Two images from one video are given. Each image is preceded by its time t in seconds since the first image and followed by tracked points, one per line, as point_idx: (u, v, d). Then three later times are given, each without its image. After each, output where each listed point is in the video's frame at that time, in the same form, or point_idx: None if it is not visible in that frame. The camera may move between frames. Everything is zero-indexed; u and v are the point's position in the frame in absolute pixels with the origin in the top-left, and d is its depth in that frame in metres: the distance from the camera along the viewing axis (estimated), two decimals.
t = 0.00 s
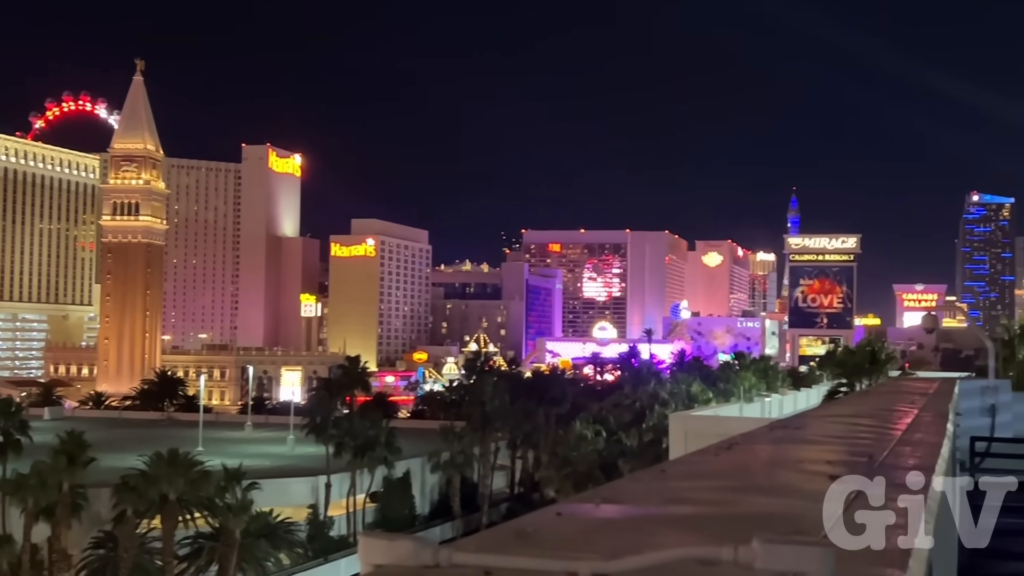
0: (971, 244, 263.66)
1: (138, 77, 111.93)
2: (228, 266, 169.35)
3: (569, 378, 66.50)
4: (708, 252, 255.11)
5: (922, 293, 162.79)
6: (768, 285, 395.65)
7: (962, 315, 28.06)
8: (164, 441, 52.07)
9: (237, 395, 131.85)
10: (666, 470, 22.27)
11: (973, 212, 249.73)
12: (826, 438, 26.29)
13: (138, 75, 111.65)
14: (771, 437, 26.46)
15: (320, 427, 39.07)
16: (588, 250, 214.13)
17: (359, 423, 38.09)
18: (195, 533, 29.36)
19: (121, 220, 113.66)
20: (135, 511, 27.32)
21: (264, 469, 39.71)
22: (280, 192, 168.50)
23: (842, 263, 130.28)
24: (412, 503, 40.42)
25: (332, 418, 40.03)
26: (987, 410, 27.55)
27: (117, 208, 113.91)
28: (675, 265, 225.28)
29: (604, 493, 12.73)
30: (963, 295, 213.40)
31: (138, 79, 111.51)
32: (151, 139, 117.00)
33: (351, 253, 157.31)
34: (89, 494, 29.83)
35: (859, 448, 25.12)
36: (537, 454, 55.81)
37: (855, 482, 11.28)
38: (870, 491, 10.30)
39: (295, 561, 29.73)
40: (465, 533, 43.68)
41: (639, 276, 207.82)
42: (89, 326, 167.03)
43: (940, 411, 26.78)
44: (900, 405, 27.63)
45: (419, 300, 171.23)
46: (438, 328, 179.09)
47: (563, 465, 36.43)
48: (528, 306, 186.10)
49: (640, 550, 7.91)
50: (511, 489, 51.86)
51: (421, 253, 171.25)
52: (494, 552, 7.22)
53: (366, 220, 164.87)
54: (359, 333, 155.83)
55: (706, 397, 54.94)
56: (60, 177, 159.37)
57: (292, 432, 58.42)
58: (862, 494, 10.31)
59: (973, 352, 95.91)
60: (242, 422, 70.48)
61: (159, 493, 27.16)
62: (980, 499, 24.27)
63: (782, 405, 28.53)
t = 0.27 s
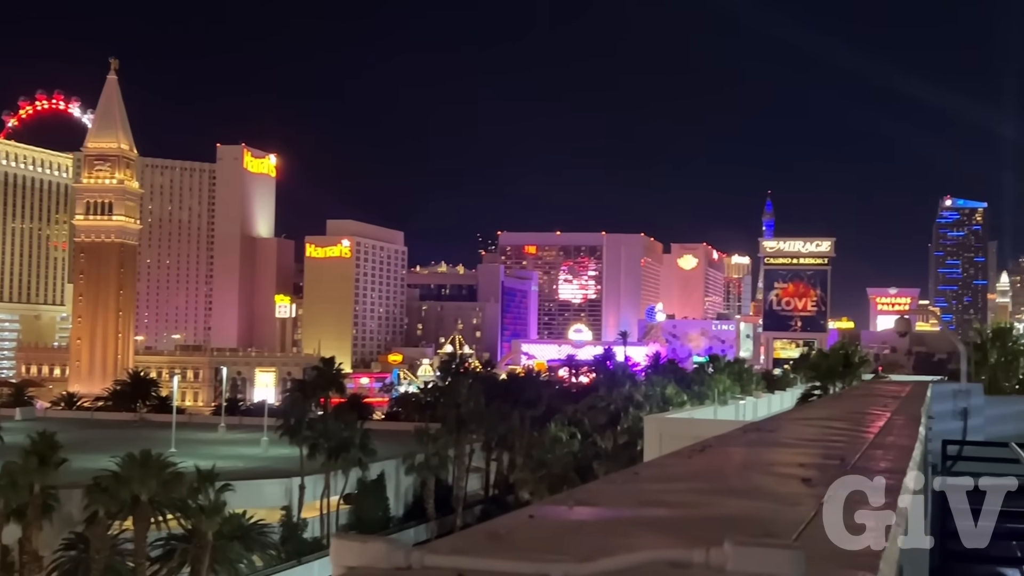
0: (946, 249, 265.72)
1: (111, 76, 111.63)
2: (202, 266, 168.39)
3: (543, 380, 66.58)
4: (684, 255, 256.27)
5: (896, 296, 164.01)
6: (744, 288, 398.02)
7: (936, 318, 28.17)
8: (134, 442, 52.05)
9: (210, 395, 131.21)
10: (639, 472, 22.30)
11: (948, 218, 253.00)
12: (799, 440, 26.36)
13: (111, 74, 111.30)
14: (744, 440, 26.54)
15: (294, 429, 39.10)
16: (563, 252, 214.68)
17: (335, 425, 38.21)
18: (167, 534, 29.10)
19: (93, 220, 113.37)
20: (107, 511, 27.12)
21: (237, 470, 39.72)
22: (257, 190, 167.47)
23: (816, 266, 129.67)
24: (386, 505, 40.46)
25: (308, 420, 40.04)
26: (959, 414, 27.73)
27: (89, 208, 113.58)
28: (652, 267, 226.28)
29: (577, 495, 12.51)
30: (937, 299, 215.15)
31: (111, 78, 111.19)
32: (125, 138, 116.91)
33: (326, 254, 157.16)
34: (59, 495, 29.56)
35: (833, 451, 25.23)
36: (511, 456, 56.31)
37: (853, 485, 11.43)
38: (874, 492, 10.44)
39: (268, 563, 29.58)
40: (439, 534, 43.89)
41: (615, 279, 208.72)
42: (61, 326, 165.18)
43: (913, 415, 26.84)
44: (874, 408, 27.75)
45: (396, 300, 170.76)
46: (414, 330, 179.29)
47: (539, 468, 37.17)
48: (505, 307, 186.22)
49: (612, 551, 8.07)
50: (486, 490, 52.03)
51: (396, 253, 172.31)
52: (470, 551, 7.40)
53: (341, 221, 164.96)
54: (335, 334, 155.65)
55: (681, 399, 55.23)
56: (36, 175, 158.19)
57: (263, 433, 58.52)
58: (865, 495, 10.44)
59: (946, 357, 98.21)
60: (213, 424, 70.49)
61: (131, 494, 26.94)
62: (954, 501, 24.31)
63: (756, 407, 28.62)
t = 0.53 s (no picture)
0: (917, 254, 268.82)
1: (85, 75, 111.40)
2: (177, 266, 168.26)
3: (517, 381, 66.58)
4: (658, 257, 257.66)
5: (869, 300, 165.96)
6: (717, 290, 400.67)
7: (909, 322, 28.20)
8: (108, 443, 52.81)
9: (184, 396, 130.54)
10: (613, 473, 22.03)
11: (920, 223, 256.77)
12: (772, 443, 26.46)
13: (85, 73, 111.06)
14: (717, 442, 26.52)
15: (267, 430, 39.52)
16: (538, 254, 215.60)
17: (308, 425, 38.84)
18: (139, 535, 28.93)
19: (66, 220, 113.07)
20: (79, 512, 26.99)
21: (211, 472, 40.00)
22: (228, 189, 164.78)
23: (791, 269, 130.74)
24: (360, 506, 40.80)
25: (282, 421, 40.41)
26: (930, 417, 27.83)
27: (62, 208, 113.22)
28: (626, 269, 227.79)
29: (548, 495, 11.94)
30: (908, 303, 217.83)
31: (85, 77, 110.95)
32: (98, 137, 117.35)
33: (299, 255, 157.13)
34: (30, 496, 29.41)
35: (805, 453, 25.32)
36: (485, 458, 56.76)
37: (850, 487, 11.57)
38: (873, 496, 10.54)
39: (240, 565, 29.38)
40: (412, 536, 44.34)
41: (590, 282, 209.90)
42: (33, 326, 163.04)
43: (885, 418, 26.93)
44: (846, 411, 27.87)
45: (371, 303, 170.50)
46: (389, 331, 179.58)
47: (513, 469, 38.54)
48: (480, 309, 186.44)
49: (584, 552, 7.42)
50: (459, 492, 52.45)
51: (370, 255, 173.20)
52: (445, 554, 6.64)
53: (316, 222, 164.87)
54: (310, 336, 155.62)
55: (655, 401, 55.74)
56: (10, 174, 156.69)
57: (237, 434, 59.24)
58: (862, 498, 10.54)
59: (917, 360, 103.96)
60: (188, 425, 71.13)
61: (103, 495, 26.87)
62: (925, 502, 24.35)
63: (729, 411, 28.67)
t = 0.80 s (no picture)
0: (890, 257, 271.23)
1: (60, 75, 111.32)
2: (149, 265, 168.02)
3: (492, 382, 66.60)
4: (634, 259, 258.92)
5: (843, 302, 167.55)
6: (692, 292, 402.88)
7: (881, 325, 28.37)
8: (82, 443, 53.43)
9: (156, 396, 129.94)
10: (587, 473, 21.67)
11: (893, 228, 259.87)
12: (745, 445, 26.51)
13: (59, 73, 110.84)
14: (691, 444, 26.46)
15: (241, 431, 40.18)
16: (514, 256, 216.44)
17: (282, 426, 39.99)
18: (111, 537, 28.81)
19: (39, 219, 113.06)
20: (50, 514, 26.86)
21: (185, 473, 40.62)
22: (202, 189, 162.88)
23: (765, 272, 131.86)
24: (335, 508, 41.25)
25: (257, 423, 41.06)
26: (903, 419, 27.99)
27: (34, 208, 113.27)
28: (602, 271, 229.00)
29: (522, 497, 11.50)
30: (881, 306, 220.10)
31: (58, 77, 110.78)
32: (71, 136, 117.42)
33: (274, 256, 157.32)
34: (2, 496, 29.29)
35: (778, 456, 25.36)
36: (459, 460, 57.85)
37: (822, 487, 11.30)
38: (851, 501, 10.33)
39: (213, 567, 29.16)
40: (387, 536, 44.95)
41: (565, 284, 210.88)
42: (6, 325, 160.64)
43: (857, 420, 27.06)
44: (818, 413, 28.01)
45: (345, 302, 171.43)
46: (364, 332, 179.75)
47: (487, 471, 40.15)
48: (455, 310, 186.53)
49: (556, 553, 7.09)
50: (434, 494, 52.99)
51: (345, 255, 173.72)
52: (421, 557, 6.42)
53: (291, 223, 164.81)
54: (283, 336, 155.48)
55: (629, 404, 56.25)
56: None
57: (212, 435, 59.77)
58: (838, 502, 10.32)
59: (890, 363, 106.36)
60: (161, 425, 71.60)
61: (74, 496, 26.90)
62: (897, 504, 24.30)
63: (704, 413, 28.77)
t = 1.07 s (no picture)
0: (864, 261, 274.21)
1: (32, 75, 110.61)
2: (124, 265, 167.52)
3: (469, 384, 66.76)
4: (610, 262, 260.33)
5: (816, 304, 171.65)
6: (667, 294, 405.65)
7: (855, 326, 28.46)
8: (54, 444, 53.55)
9: (130, 398, 129.29)
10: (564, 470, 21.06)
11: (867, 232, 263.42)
12: (719, 447, 26.49)
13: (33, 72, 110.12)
14: (666, 446, 26.37)
15: (215, 433, 40.57)
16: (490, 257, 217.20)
17: (255, 428, 40.44)
18: (83, 539, 28.56)
19: (12, 219, 112.44)
20: (21, 515, 26.52)
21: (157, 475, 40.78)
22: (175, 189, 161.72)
23: (740, 274, 134.34)
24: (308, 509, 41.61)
25: (230, 424, 41.41)
26: (876, 421, 28.19)
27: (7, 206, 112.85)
28: (578, 273, 230.17)
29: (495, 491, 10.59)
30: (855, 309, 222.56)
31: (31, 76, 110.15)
32: (45, 135, 117.28)
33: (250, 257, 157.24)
34: None
35: (752, 457, 25.30)
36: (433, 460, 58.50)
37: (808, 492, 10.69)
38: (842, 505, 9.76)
39: (187, 568, 29.01)
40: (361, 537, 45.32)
41: (541, 287, 212.77)
42: None
43: (831, 422, 27.06)
44: (792, 414, 28.07)
45: (320, 304, 172.13)
46: (339, 332, 179.86)
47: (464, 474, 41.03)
48: (430, 311, 186.53)
49: (531, 555, 6.22)
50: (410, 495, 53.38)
51: (321, 256, 174.17)
52: (395, 558, 5.55)
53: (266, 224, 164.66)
54: (259, 337, 155.26)
55: (604, 406, 56.71)
56: None
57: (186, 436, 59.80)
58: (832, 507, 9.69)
59: (864, 365, 107.46)
60: (134, 426, 71.81)
61: (47, 497, 26.62)
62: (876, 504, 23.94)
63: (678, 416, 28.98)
